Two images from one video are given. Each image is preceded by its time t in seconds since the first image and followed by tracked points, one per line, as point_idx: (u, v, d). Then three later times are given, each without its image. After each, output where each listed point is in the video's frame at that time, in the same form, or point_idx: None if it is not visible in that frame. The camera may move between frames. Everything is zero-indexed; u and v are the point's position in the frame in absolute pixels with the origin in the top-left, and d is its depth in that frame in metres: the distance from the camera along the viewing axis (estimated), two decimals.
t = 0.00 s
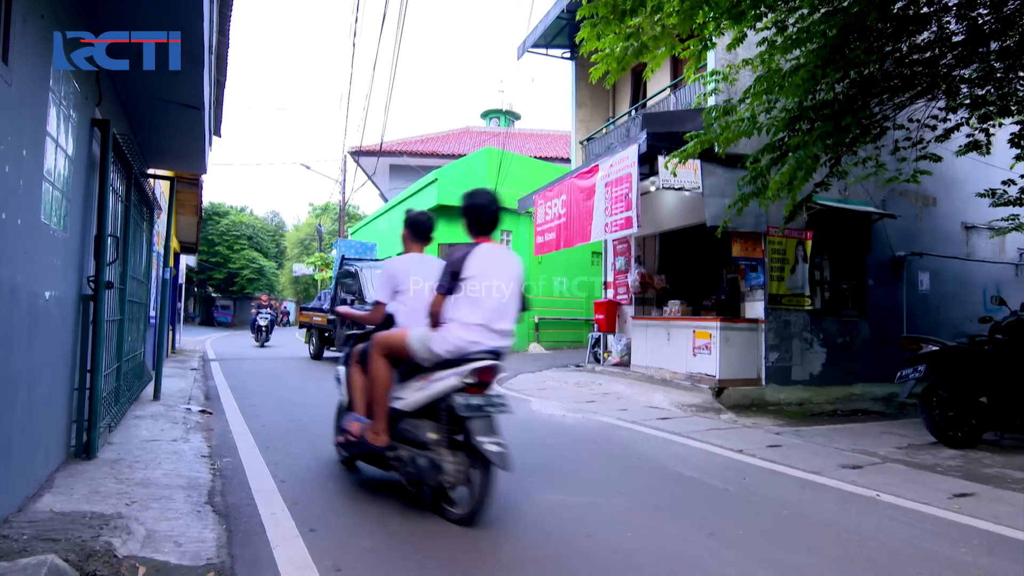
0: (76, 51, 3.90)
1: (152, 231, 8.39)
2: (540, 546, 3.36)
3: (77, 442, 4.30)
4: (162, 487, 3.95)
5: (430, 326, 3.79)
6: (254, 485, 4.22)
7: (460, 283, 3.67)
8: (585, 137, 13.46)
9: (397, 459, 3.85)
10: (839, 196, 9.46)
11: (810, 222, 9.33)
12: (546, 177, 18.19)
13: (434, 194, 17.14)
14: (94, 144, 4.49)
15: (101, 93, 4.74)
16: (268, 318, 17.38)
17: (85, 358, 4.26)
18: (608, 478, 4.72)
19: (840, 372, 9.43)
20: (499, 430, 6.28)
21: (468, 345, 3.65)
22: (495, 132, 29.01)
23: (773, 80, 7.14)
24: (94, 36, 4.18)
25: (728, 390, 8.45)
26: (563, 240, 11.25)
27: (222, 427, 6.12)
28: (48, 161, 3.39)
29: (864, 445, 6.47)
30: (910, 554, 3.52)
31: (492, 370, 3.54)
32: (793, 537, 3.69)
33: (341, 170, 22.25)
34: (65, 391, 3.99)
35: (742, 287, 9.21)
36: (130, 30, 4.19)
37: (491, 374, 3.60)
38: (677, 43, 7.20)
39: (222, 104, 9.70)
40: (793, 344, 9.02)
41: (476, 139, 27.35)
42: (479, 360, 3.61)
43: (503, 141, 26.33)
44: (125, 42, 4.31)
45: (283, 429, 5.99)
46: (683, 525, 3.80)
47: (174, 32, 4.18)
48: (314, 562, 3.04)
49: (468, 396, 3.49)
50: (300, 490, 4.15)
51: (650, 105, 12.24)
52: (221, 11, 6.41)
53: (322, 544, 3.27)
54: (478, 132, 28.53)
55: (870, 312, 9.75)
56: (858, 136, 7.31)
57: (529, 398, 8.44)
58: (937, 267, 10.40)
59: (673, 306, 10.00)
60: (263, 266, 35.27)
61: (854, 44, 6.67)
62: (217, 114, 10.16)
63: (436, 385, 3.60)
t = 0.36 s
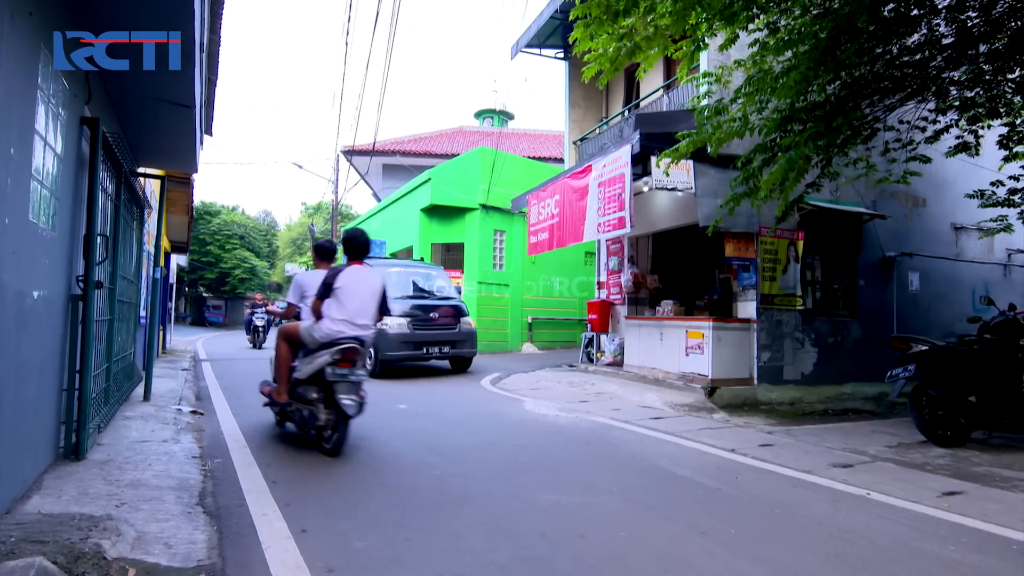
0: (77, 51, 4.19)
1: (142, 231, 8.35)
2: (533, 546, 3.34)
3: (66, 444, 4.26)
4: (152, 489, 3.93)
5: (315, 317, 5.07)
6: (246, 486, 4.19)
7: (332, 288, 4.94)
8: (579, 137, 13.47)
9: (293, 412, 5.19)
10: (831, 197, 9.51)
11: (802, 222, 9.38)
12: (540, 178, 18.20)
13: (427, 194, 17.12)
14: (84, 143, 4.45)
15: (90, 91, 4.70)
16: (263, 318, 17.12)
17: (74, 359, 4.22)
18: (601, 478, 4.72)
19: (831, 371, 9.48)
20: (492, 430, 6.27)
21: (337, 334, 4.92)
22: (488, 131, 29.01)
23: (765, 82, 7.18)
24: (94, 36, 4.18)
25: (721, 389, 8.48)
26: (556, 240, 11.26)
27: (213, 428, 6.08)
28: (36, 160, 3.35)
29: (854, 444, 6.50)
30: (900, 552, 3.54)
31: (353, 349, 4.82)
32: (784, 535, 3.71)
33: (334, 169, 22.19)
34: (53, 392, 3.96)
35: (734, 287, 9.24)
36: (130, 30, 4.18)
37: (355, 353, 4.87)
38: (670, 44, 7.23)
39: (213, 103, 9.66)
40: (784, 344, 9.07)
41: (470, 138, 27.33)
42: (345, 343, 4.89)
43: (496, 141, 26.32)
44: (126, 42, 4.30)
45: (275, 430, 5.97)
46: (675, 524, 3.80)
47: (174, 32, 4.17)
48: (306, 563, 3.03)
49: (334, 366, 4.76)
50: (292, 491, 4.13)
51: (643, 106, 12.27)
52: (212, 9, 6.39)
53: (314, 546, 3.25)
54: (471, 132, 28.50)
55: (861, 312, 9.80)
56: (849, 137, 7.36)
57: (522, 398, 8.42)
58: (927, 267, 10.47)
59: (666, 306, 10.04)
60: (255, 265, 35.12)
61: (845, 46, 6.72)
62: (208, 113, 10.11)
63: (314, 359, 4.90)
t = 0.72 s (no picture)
0: (77, 51, 4.35)
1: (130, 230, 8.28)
2: (524, 546, 3.34)
3: (52, 445, 4.22)
4: (140, 490, 3.90)
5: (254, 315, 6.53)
6: (235, 487, 4.17)
7: (264, 293, 6.36)
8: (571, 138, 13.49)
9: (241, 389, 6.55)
10: (820, 198, 9.56)
11: (792, 223, 9.43)
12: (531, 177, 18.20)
13: (419, 193, 17.09)
14: (70, 141, 4.41)
15: (78, 89, 4.66)
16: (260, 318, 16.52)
17: (60, 360, 4.18)
18: (591, 477, 4.73)
19: (821, 371, 9.53)
20: (483, 430, 6.26)
21: (269, 328, 6.30)
22: (481, 131, 29.00)
23: (754, 83, 7.21)
24: (94, 36, 4.24)
25: (711, 389, 8.50)
26: (548, 240, 11.26)
27: (202, 429, 6.04)
28: (21, 158, 3.31)
29: (843, 443, 6.54)
30: (888, 550, 3.56)
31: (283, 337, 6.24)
32: (773, 534, 3.73)
33: (325, 169, 22.13)
34: (39, 393, 3.91)
35: (725, 287, 9.29)
36: (130, 30, 4.19)
37: (285, 341, 6.31)
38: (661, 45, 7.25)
39: (202, 101, 9.60)
40: (774, 344, 9.11)
41: (462, 138, 27.33)
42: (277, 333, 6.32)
43: (488, 141, 26.31)
44: (125, 42, 4.32)
45: (265, 431, 5.94)
46: (665, 523, 3.81)
47: (172, 32, 4.17)
48: (295, 564, 3.01)
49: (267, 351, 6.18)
50: (283, 492, 4.10)
51: (635, 106, 12.31)
52: (202, 7, 6.35)
53: (304, 547, 3.22)
54: (464, 131, 28.52)
55: (849, 312, 9.86)
56: (837, 139, 7.40)
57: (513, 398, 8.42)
58: (914, 267, 10.55)
59: (657, 306, 10.06)
60: (245, 264, 35.01)
61: (834, 48, 6.77)
62: (197, 111, 10.05)
63: (253, 345, 6.30)
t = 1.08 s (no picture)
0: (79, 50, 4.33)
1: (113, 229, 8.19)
2: (512, 546, 3.33)
3: (32, 447, 4.16)
4: (123, 493, 3.85)
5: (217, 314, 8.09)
6: (220, 489, 4.13)
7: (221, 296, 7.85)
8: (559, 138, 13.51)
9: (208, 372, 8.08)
10: (806, 199, 9.62)
11: (778, 223, 9.48)
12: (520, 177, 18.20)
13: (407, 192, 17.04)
14: (51, 138, 4.35)
15: (60, 86, 4.59)
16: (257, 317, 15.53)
17: (41, 360, 4.12)
18: (579, 477, 4.73)
19: (806, 370, 9.60)
20: (471, 430, 6.24)
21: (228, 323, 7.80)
22: (469, 130, 28.98)
23: (741, 85, 7.25)
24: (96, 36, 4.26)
25: (699, 388, 8.54)
26: (537, 240, 11.26)
27: (187, 430, 5.98)
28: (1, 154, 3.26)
29: (828, 441, 6.59)
30: (874, 547, 3.58)
31: (240, 329, 7.77)
32: (760, 532, 3.74)
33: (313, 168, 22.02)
34: (18, 393, 3.85)
35: (712, 287, 9.34)
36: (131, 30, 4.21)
37: (242, 333, 7.83)
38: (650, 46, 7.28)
39: (186, 98, 9.51)
40: (761, 343, 9.16)
41: (450, 137, 27.29)
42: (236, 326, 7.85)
43: (477, 141, 26.31)
44: (126, 41, 4.34)
45: (250, 432, 5.89)
46: (653, 522, 3.82)
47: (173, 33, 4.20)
48: (281, 565, 2.99)
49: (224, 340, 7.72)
50: (269, 493, 4.06)
51: (623, 107, 12.35)
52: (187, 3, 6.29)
53: (290, 548, 3.20)
54: (453, 131, 28.50)
55: (835, 312, 9.94)
56: (823, 140, 7.46)
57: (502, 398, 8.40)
58: (898, 267, 10.66)
59: (645, 306, 10.09)
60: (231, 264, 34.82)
61: (820, 51, 6.79)
62: (182, 109, 9.97)
63: (216, 337, 7.83)
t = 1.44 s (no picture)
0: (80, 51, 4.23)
1: (90, 227, 8.07)
2: (497, 546, 3.31)
3: (6, 450, 4.08)
4: (100, 496, 3.78)
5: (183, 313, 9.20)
6: (200, 491, 4.08)
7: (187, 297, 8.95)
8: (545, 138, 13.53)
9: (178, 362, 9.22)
10: (788, 200, 9.70)
11: (760, 223, 9.55)
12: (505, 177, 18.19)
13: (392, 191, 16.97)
14: (26, 134, 4.26)
15: (33, 80, 4.49)
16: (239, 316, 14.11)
17: (15, 361, 4.03)
18: (563, 476, 4.73)
19: (788, 369, 9.68)
20: (456, 430, 6.22)
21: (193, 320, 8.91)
22: (456, 129, 28.96)
23: (725, 88, 7.30)
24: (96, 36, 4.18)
25: (683, 387, 8.58)
26: (522, 240, 11.27)
27: (166, 432, 5.90)
28: None
29: (809, 439, 6.65)
30: (858, 544, 3.61)
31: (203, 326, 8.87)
32: (744, 529, 3.76)
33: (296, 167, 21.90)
34: None
35: (696, 287, 9.36)
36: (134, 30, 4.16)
37: (204, 330, 8.93)
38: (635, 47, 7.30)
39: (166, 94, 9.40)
40: (743, 343, 9.22)
41: (436, 136, 27.26)
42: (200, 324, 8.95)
43: (463, 140, 26.29)
44: (125, 42, 4.27)
45: (231, 433, 5.83)
46: (638, 520, 3.83)
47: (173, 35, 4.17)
48: (263, 568, 2.95)
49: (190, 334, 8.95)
50: (250, 495, 4.02)
51: (609, 107, 12.40)
52: None
53: (271, 551, 3.16)
54: (439, 130, 28.46)
55: (816, 312, 10.03)
56: (805, 142, 7.53)
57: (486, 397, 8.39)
58: (878, 268, 10.79)
59: (630, 306, 10.13)
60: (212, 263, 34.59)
61: (802, 52, 6.80)
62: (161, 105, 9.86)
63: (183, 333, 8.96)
